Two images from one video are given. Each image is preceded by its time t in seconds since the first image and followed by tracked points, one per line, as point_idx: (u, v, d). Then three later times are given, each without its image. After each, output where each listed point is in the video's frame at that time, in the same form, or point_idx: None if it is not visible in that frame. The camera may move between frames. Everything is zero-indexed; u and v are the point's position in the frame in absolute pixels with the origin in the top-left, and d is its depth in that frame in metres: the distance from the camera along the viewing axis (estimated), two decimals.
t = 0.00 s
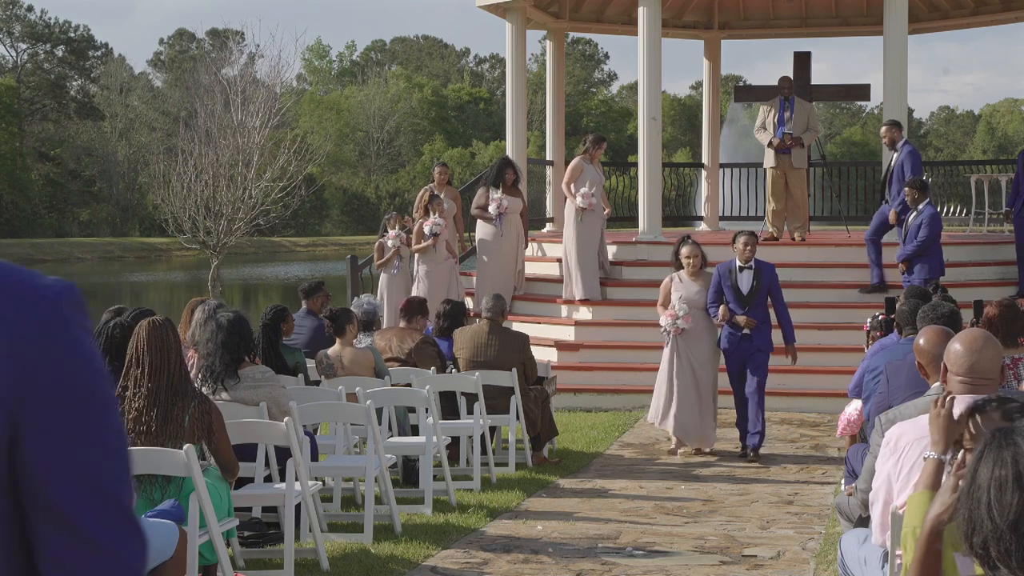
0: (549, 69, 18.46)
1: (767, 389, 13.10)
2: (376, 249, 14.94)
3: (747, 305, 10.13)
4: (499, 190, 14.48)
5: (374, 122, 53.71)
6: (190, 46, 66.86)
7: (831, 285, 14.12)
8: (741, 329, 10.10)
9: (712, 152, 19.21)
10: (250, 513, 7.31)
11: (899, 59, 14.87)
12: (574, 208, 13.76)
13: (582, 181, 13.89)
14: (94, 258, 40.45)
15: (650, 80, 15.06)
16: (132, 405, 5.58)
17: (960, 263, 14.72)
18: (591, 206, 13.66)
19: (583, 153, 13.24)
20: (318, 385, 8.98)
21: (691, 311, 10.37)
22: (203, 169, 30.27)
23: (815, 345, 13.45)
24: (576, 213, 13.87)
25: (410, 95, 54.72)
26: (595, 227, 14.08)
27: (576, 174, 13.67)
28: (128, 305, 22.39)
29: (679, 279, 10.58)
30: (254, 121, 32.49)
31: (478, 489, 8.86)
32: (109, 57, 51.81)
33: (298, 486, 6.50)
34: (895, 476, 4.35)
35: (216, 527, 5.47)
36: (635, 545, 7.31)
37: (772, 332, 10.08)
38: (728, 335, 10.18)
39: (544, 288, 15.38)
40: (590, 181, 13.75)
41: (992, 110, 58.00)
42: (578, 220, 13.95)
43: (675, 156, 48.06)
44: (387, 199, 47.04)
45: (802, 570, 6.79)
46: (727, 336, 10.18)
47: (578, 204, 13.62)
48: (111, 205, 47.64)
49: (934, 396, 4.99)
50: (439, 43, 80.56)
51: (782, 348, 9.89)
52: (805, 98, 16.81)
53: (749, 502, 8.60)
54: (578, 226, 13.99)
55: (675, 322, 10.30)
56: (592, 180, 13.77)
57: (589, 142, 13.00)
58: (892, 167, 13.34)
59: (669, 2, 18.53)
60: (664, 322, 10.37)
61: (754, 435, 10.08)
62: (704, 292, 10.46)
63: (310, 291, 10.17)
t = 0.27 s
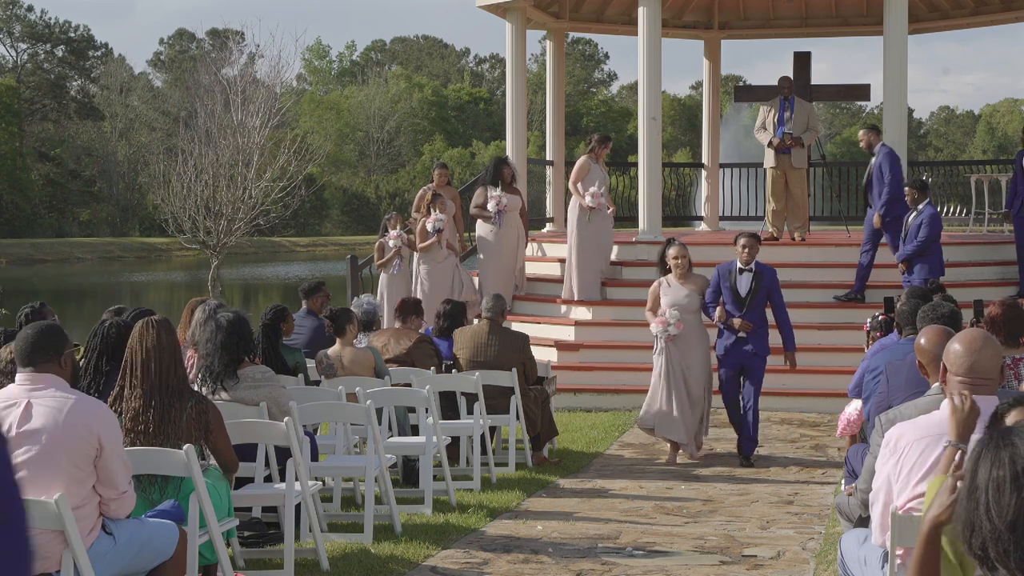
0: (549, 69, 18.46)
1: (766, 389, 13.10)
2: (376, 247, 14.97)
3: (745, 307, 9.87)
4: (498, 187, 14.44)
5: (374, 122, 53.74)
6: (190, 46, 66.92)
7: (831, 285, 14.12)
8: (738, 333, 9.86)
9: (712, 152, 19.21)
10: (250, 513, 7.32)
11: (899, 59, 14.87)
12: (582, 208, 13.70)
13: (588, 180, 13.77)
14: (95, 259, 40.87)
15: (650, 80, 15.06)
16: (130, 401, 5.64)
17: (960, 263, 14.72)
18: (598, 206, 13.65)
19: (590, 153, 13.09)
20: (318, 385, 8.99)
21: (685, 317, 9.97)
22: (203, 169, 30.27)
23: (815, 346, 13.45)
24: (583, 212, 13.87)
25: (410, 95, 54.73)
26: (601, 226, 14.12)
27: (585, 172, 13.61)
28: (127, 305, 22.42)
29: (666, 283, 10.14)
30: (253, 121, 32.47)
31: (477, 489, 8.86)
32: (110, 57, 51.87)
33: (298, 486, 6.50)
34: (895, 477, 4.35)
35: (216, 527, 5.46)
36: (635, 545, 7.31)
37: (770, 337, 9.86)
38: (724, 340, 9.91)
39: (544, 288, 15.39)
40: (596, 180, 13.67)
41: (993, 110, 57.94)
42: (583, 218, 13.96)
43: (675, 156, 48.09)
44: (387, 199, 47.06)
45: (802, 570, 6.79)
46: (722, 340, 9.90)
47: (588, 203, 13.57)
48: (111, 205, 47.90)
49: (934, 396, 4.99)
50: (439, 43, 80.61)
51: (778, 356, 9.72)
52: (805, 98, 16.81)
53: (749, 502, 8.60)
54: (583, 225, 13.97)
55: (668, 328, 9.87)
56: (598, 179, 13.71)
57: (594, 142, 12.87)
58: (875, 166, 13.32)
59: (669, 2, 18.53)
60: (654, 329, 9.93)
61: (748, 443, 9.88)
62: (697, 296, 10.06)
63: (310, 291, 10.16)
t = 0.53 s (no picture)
0: (549, 69, 18.46)
1: (766, 389, 13.10)
2: (377, 246, 14.98)
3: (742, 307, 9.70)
4: (498, 186, 14.41)
5: (374, 122, 53.75)
6: (190, 46, 66.93)
7: (831, 285, 14.12)
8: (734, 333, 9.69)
9: (712, 152, 19.21)
10: (250, 514, 7.31)
11: (899, 59, 14.86)
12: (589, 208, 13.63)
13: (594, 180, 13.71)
14: (96, 259, 40.88)
15: (650, 80, 15.05)
16: (127, 398, 5.62)
17: (960, 263, 14.71)
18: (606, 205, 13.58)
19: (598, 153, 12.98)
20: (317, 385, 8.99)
21: (675, 315, 9.89)
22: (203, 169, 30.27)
23: (815, 345, 13.44)
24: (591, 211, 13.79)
25: (410, 95, 54.73)
26: (607, 226, 14.06)
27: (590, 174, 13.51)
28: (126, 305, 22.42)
29: (659, 282, 10.06)
30: (253, 121, 32.46)
31: (477, 489, 8.85)
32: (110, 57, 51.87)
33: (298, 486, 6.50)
34: (896, 477, 4.35)
35: (215, 527, 5.46)
36: (635, 545, 7.31)
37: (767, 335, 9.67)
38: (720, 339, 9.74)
39: (544, 288, 15.40)
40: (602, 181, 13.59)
41: (993, 110, 57.93)
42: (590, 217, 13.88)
43: (675, 156, 48.08)
44: (387, 199, 47.05)
45: (803, 570, 6.79)
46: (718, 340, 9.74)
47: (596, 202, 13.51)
48: (112, 205, 47.84)
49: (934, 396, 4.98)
50: (439, 43, 80.63)
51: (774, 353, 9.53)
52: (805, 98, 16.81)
53: (749, 502, 8.60)
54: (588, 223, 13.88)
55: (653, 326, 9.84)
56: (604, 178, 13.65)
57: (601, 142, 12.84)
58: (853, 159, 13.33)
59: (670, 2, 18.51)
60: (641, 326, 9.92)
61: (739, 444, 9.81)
62: (689, 295, 9.98)
63: (310, 291, 10.15)
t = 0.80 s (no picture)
0: (549, 69, 18.45)
1: (766, 389, 13.10)
2: (378, 245, 15.00)
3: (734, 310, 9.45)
4: (497, 187, 14.38)
5: (374, 122, 53.76)
6: (190, 46, 66.93)
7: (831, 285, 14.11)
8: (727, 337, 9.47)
9: (712, 152, 19.21)
10: (249, 514, 7.31)
11: (899, 60, 14.84)
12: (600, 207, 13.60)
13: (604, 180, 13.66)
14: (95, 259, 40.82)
15: (650, 80, 15.05)
16: (130, 396, 5.63)
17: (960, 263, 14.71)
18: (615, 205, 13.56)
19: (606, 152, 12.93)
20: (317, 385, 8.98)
21: (670, 325, 9.54)
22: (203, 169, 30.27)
23: (815, 345, 13.44)
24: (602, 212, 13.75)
25: (410, 95, 54.73)
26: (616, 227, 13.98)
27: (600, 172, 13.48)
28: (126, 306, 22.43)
29: (654, 287, 9.70)
30: (253, 121, 32.45)
31: (477, 489, 8.85)
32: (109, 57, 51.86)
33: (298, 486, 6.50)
34: (897, 476, 4.34)
35: (215, 527, 5.45)
36: (635, 545, 7.31)
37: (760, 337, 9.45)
38: (714, 345, 9.53)
39: (544, 288, 15.39)
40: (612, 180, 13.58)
41: (993, 109, 57.93)
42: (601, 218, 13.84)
43: (675, 155, 48.08)
44: (387, 199, 47.06)
45: (803, 570, 6.78)
46: (712, 345, 9.53)
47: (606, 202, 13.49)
48: (112, 205, 47.82)
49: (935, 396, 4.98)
50: (439, 43, 80.64)
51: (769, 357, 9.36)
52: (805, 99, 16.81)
53: (749, 502, 8.59)
54: (598, 224, 13.84)
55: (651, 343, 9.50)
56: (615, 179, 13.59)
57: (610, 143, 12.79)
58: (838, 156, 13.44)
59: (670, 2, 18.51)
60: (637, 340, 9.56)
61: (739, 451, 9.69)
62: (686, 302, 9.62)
63: (310, 291, 10.15)
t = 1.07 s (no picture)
0: (549, 69, 18.46)
1: (765, 389, 13.10)
2: (377, 245, 14.95)
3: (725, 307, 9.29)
4: (497, 188, 14.39)
5: (374, 122, 53.78)
6: (190, 47, 66.97)
7: (830, 285, 14.13)
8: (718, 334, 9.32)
9: (712, 151, 19.23)
10: (249, 513, 7.31)
11: (899, 60, 14.84)
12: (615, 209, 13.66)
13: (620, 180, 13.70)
14: (95, 259, 40.84)
15: (650, 80, 15.06)
16: (133, 395, 5.66)
17: (960, 263, 14.70)
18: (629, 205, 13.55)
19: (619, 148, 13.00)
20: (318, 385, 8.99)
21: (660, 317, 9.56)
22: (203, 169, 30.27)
23: (814, 345, 13.44)
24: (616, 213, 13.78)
25: (410, 95, 54.73)
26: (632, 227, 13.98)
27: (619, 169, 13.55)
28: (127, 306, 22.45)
29: (646, 280, 9.65)
30: (253, 121, 32.45)
31: (477, 489, 8.85)
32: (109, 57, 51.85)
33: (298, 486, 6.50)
34: (896, 476, 4.35)
35: (215, 527, 5.45)
36: (635, 545, 7.31)
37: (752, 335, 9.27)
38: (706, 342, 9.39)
39: (544, 288, 15.40)
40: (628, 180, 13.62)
41: (993, 110, 57.93)
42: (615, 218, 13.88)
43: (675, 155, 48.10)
44: (387, 199, 47.06)
45: (802, 569, 6.79)
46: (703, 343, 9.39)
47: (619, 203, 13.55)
48: (112, 205, 47.81)
49: (934, 397, 4.98)
50: (439, 43, 80.69)
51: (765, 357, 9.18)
52: (805, 98, 16.81)
53: (749, 502, 8.60)
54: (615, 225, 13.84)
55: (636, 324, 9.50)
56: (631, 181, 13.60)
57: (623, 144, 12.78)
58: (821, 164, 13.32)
59: (670, 2, 18.50)
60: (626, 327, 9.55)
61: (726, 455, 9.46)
62: (677, 296, 9.56)
63: (309, 291, 10.16)
